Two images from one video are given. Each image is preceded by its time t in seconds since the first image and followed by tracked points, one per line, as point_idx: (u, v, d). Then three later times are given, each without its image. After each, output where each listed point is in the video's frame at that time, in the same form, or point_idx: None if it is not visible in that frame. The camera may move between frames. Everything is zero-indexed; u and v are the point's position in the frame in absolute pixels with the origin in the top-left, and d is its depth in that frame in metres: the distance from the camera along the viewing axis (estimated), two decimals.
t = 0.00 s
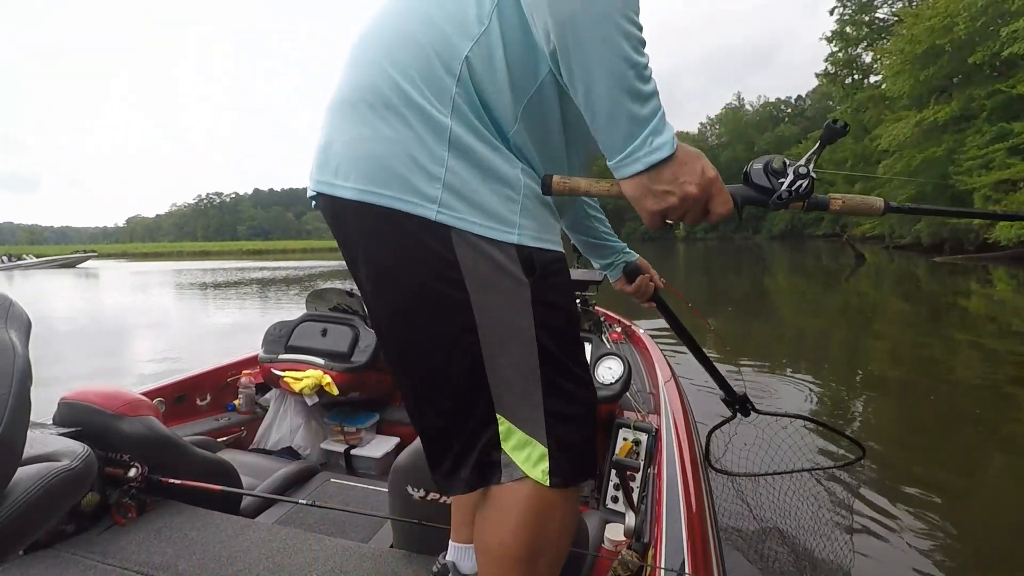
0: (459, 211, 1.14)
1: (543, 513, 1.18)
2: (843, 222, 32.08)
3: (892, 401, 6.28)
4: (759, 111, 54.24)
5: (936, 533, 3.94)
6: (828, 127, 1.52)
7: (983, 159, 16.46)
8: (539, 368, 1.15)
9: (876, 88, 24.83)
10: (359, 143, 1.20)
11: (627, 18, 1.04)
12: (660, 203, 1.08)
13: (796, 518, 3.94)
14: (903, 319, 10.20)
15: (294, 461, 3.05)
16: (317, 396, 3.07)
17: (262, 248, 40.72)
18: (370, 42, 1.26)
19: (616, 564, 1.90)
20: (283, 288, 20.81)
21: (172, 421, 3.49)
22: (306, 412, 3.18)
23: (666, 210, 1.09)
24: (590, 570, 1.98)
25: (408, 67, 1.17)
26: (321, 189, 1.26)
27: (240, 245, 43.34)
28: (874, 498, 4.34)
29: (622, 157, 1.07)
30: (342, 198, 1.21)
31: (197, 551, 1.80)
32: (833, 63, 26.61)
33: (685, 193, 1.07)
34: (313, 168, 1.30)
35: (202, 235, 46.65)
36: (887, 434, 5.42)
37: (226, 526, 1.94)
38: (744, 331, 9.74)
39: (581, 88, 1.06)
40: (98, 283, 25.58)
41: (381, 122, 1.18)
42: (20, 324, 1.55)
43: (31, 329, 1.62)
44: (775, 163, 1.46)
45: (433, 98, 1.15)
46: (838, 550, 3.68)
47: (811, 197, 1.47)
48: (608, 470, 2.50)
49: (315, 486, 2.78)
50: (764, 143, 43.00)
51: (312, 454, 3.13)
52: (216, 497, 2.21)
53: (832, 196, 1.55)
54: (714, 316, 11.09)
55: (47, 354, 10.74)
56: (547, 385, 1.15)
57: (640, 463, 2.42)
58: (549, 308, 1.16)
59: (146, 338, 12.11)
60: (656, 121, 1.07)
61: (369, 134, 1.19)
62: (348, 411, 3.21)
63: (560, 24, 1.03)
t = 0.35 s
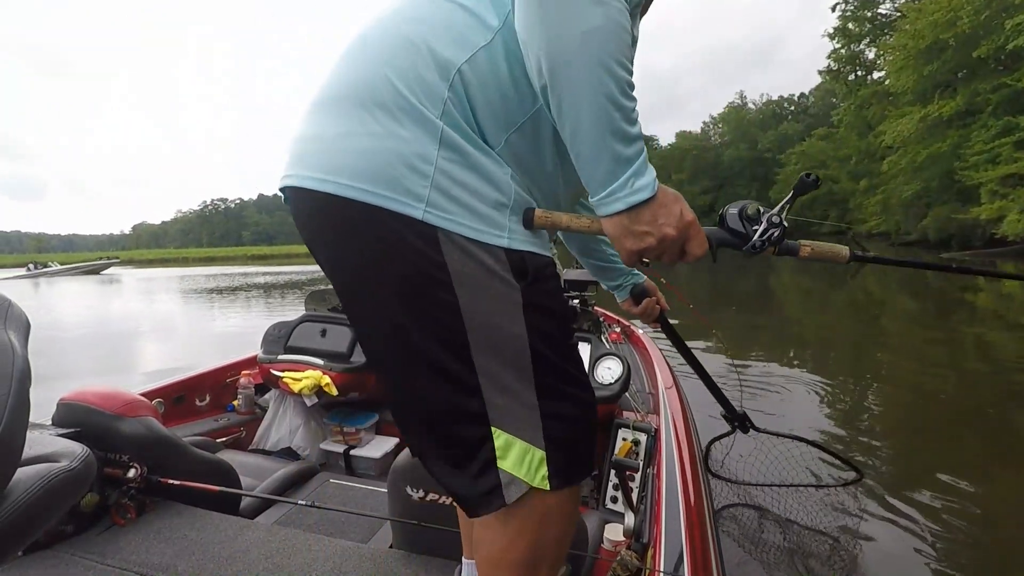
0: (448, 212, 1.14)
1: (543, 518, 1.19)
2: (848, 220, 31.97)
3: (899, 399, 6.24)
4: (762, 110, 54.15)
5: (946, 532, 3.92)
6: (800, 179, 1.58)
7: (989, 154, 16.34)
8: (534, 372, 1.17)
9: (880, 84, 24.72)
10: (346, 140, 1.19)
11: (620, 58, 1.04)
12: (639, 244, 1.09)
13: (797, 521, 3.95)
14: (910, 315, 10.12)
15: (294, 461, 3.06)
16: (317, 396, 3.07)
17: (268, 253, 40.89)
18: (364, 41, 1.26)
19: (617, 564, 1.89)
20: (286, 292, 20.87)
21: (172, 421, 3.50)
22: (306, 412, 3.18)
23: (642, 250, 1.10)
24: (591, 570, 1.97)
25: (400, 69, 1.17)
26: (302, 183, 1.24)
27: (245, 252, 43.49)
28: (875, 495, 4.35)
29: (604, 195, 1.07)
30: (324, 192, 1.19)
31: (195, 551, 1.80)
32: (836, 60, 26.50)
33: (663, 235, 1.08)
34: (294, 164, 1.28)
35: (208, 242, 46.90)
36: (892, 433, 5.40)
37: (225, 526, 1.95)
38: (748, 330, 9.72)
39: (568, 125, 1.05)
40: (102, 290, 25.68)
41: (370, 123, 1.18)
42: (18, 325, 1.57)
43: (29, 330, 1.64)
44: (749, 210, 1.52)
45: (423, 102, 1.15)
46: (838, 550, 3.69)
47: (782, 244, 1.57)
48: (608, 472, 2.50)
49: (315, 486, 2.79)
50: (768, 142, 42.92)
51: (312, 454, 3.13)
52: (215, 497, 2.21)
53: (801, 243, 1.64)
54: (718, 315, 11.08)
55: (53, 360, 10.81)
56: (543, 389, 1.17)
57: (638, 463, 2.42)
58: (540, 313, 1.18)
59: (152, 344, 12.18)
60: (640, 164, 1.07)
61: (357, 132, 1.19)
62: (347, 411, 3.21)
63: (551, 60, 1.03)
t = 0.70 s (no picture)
0: (429, 220, 1.16)
1: (538, 523, 1.19)
2: (855, 221, 31.79)
3: (906, 402, 6.21)
4: (768, 109, 53.93)
5: (951, 538, 3.90)
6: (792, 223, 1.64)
7: (998, 154, 16.19)
8: (525, 377, 1.17)
9: (887, 83, 24.54)
10: (334, 148, 1.23)
11: (614, 99, 1.06)
12: (636, 280, 1.12)
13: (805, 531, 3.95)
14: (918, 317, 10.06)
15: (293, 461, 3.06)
16: (317, 396, 3.07)
17: (273, 254, 40.97)
18: (367, 56, 1.29)
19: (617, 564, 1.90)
20: (290, 292, 20.89)
21: (172, 421, 3.51)
22: (306, 412, 3.18)
23: (638, 287, 1.13)
24: (591, 570, 1.97)
25: (396, 86, 1.20)
26: (291, 186, 1.28)
27: (251, 252, 43.66)
28: (884, 502, 4.33)
29: (600, 232, 1.10)
30: (312, 198, 1.24)
31: (194, 551, 1.81)
32: (842, 60, 26.32)
33: (659, 272, 1.11)
34: (286, 165, 1.32)
35: (214, 243, 47.08)
36: (898, 437, 5.39)
37: (226, 526, 1.95)
38: (753, 331, 9.68)
39: (565, 164, 1.08)
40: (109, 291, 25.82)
41: (360, 136, 1.21)
42: (19, 325, 1.58)
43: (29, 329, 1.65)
44: (745, 250, 1.57)
45: (411, 120, 1.18)
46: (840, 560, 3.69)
47: (777, 281, 1.57)
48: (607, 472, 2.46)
49: (315, 486, 2.80)
50: (774, 142, 42.73)
51: (312, 454, 3.14)
52: (215, 497, 2.22)
53: (793, 280, 1.62)
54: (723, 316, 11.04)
55: (60, 361, 10.87)
56: (534, 392, 1.18)
57: (639, 463, 2.35)
58: (528, 317, 1.18)
59: (158, 344, 12.24)
60: (636, 202, 1.10)
61: (345, 140, 1.23)
62: (348, 411, 3.22)
63: (548, 101, 1.05)
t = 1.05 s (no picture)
0: (433, 222, 1.17)
1: (543, 523, 1.18)
2: (861, 223, 31.66)
3: (913, 404, 6.17)
4: (775, 110, 53.77)
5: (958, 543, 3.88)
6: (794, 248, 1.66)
7: (1007, 156, 16.08)
8: (531, 377, 1.17)
9: (895, 84, 24.42)
10: (338, 150, 1.24)
11: (619, 114, 1.06)
12: (639, 294, 1.10)
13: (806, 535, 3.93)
14: (925, 319, 10.00)
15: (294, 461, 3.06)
16: (317, 396, 3.08)
17: (279, 254, 41.12)
18: (376, 63, 1.30)
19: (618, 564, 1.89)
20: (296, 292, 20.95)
21: (172, 421, 3.52)
22: (306, 412, 3.18)
23: (642, 301, 1.12)
24: (592, 571, 1.96)
25: (402, 94, 1.21)
26: (295, 187, 1.29)
27: (257, 252, 43.84)
28: (891, 506, 4.30)
29: (604, 245, 1.09)
30: (315, 198, 1.24)
31: (196, 551, 1.81)
32: (850, 61, 26.20)
33: (661, 287, 1.10)
34: (291, 168, 1.33)
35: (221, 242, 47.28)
36: (903, 439, 5.36)
37: (227, 526, 1.95)
38: (758, 333, 9.66)
39: (569, 176, 1.08)
40: (115, 290, 25.99)
41: (364, 139, 1.22)
42: (19, 323, 1.60)
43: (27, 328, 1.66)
44: (747, 268, 1.56)
45: (416, 126, 1.18)
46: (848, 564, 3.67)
47: (776, 302, 1.56)
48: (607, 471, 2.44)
49: (316, 486, 2.80)
50: (781, 143, 42.61)
51: (312, 454, 3.14)
52: (215, 497, 2.22)
53: (794, 300, 1.59)
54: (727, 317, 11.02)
55: (65, 360, 10.95)
56: (540, 391, 1.17)
57: (640, 463, 2.35)
58: (532, 320, 1.18)
59: (162, 343, 12.30)
60: (641, 215, 1.09)
61: (350, 143, 1.24)
62: (348, 411, 3.22)
63: (552, 114, 1.06)
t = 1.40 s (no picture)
0: (434, 227, 1.17)
1: (547, 523, 1.17)
2: (868, 224, 31.55)
3: (918, 406, 6.15)
4: (782, 111, 53.59)
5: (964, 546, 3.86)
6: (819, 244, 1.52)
7: (1015, 158, 15.98)
8: (534, 379, 1.16)
9: (902, 85, 24.29)
10: (339, 156, 1.25)
11: (634, 133, 1.07)
12: (665, 307, 1.11)
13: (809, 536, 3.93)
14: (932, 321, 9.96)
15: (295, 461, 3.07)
16: (318, 396, 3.09)
17: (285, 254, 41.22)
18: (379, 72, 1.31)
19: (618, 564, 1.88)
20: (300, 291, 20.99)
21: (173, 420, 3.54)
22: (307, 412, 3.18)
23: (668, 313, 1.12)
24: (592, 571, 1.95)
25: (404, 102, 1.21)
26: (296, 191, 1.30)
27: (263, 252, 44.01)
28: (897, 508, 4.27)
29: (628, 260, 1.09)
30: (315, 203, 1.25)
31: (197, 552, 1.81)
32: (857, 61, 26.09)
33: (687, 298, 1.11)
34: (292, 174, 1.33)
35: (227, 242, 47.43)
36: (910, 441, 5.34)
37: (227, 526, 1.96)
38: (763, 334, 9.64)
39: (588, 194, 1.08)
40: (120, 288, 26.13)
41: (365, 145, 1.22)
42: (19, 323, 1.61)
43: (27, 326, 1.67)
44: (773, 271, 1.54)
45: (420, 134, 1.18)
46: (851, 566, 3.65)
47: (807, 301, 1.52)
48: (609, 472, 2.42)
49: (316, 486, 2.81)
50: (787, 144, 42.47)
51: (313, 454, 3.14)
52: (216, 496, 2.23)
53: (827, 298, 1.56)
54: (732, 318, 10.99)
55: (70, 358, 11.01)
56: (545, 393, 1.16)
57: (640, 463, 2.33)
58: (535, 320, 1.17)
59: (166, 342, 12.36)
60: (660, 229, 1.10)
61: (350, 149, 1.24)
62: (349, 411, 3.23)
63: (569, 133, 1.06)
